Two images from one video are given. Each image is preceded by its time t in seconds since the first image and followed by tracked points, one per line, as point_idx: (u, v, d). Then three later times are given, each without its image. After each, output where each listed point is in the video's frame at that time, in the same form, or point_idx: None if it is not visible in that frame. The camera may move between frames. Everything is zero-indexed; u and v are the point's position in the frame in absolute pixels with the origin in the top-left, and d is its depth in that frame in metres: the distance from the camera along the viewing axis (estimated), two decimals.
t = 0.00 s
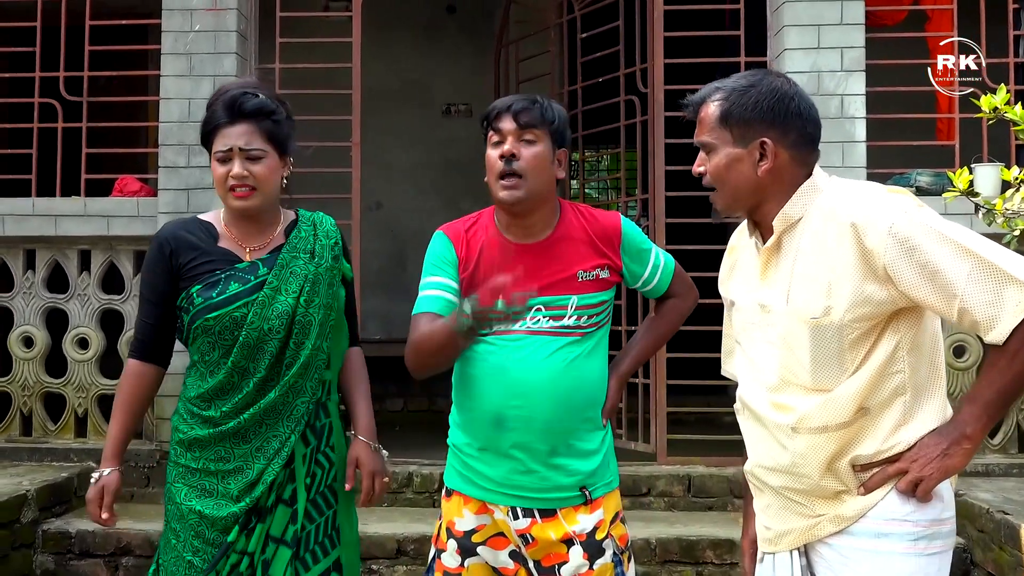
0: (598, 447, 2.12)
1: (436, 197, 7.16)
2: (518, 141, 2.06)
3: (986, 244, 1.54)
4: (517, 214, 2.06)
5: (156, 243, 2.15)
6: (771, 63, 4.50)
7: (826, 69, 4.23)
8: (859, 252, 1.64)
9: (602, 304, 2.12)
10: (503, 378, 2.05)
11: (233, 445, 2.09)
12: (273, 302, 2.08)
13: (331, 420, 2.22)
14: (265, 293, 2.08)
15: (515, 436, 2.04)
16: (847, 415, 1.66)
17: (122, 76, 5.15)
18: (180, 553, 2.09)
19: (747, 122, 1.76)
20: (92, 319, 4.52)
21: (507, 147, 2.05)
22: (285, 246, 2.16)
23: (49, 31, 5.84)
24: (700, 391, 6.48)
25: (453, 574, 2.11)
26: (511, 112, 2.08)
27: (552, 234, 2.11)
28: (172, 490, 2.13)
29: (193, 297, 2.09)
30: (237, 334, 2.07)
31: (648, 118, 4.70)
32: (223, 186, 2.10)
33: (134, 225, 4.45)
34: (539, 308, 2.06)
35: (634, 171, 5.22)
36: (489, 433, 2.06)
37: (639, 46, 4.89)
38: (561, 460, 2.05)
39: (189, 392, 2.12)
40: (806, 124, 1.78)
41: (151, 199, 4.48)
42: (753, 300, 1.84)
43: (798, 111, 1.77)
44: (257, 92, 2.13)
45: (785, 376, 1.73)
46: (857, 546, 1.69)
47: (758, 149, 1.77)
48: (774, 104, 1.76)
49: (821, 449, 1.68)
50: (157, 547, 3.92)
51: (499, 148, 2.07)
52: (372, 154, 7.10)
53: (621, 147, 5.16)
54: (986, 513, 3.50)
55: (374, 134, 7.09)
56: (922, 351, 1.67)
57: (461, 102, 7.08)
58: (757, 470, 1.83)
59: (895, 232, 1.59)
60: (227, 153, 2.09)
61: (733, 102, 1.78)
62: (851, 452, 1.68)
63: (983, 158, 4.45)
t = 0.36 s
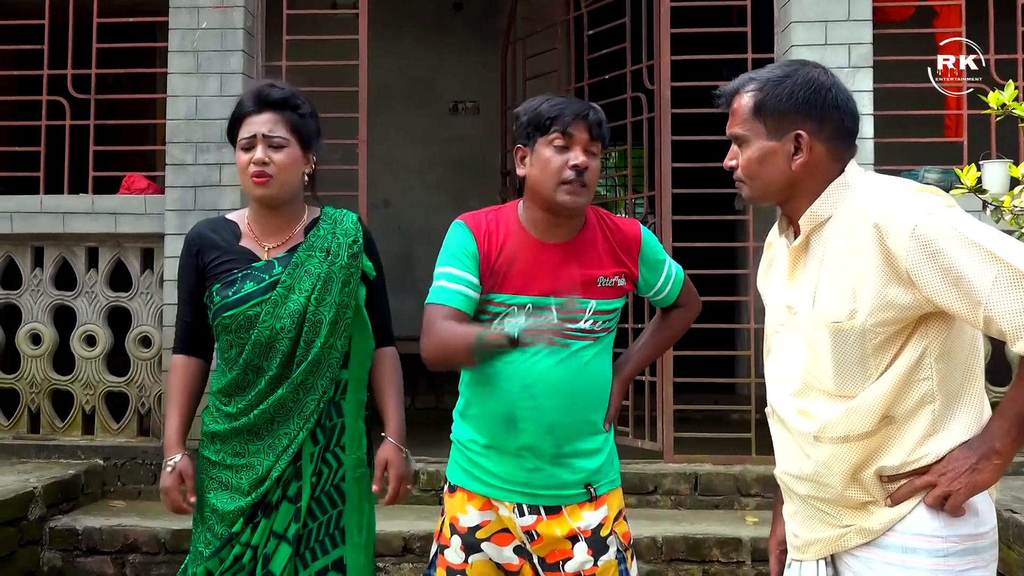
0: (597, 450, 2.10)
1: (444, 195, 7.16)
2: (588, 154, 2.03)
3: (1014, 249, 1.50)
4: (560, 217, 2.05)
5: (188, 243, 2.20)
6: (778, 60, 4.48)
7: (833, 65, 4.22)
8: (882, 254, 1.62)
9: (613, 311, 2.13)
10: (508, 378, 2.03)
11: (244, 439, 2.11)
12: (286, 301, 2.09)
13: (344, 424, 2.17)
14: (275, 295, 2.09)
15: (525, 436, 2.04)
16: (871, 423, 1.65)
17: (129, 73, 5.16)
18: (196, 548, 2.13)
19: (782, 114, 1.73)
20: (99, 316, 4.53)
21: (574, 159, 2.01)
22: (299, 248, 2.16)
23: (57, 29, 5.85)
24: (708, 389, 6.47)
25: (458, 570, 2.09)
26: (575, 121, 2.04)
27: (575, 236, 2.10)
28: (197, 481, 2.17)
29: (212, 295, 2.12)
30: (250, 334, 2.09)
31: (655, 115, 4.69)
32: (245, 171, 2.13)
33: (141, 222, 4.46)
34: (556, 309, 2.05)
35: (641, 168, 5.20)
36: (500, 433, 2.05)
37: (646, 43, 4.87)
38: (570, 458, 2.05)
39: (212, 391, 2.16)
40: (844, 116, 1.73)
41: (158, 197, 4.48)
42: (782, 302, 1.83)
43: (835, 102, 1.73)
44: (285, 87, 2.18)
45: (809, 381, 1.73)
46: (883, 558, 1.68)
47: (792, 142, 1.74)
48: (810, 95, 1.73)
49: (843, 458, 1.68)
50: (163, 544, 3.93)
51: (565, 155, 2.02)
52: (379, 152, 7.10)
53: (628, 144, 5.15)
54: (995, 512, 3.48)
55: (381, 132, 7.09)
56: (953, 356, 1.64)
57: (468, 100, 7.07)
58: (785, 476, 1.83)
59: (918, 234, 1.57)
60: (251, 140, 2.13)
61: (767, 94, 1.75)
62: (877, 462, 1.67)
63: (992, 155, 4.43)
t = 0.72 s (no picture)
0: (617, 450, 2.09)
1: (449, 196, 7.16)
2: (528, 197, 1.83)
3: None
4: (524, 258, 1.90)
5: (203, 244, 2.13)
6: (783, 63, 4.48)
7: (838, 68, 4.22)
8: (901, 260, 1.61)
9: (613, 327, 2.06)
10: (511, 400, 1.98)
11: (293, 436, 2.13)
12: (328, 300, 2.09)
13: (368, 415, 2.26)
14: (317, 295, 2.09)
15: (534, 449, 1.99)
16: (887, 431, 1.64)
17: (135, 73, 5.18)
18: (225, 549, 2.11)
19: (800, 115, 1.71)
20: (103, 314, 4.55)
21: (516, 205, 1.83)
22: (335, 246, 2.18)
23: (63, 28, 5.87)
24: (712, 392, 6.46)
25: (461, 566, 2.02)
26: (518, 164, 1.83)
27: (567, 262, 1.97)
28: (225, 482, 2.17)
29: (249, 297, 2.08)
30: (294, 332, 2.08)
31: (659, 117, 4.68)
32: (317, 170, 2.12)
33: (145, 221, 4.48)
34: (556, 340, 1.98)
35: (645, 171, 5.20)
36: (508, 452, 2.00)
37: (650, 46, 4.88)
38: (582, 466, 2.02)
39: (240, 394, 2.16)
40: (865, 117, 1.71)
41: (162, 196, 4.49)
42: (800, 305, 1.83)
43: (856, 103, 1.70)
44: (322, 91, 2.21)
45: (825, 386, 1.73)
46: (898, 568, 1.69)
47: (811, 143, 1.72)
48: (830, 95, 1.70)
49: (857, 465, 1.68)
50: (164, 542, 3.94)
51: (508, 201, 1.85)
52: (385, 153, 7.12)
53: (632, 147, 5.15)
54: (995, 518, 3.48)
55: (387, 133, 7.11)
56: (974, 365, 1.64)
57: (474, 101, 7.07)
58: (801, 481, 1.83)
59: (938, 241, 1.56)
60: (321, 139, 2.14)
61: (787, 93, 1.73)
62: (892, 469, 1.67)
63: (997, 160, 4.41)
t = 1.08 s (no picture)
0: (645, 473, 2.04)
1: (462, 196, 7.18)
2: (566, 268, 1.79)
3: None
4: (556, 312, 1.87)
5: (210, 234, 2.09)
6: (795, 66, 4.48)
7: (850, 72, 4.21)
8: (909, 264, 1.62)
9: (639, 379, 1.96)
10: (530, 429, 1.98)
11: (311, 428, 2.14)
12: (347, 293, 2.13)
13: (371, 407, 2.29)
14: (336, 287, 2.11)
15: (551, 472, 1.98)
16: (889, 435, 1.64)
17: (152, 70, 5.22)
18: (245, 548, 2.09)
19: (813, 116, 1.71)
20: (117, 309, 4.59)
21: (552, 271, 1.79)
22: (342, 241, 2.22)
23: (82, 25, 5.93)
24: (723, 395, 6.46)
25: (476, 554, 2.02)
26: (552, 232, 1.78)
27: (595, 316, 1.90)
28: (240, 483, 2.12)
29: (269, 289, 2.08)
30: (317, 323, 2.11)
31: (671, 119, 4.69)
32: (331, 169, 2.15)
33: (159, 217, 4.51)
34: (571, 384, 1.93)
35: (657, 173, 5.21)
36: (528, 474, 2.00)
37: (662, 48, 4.89)
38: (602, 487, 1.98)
39: (252, 392, 2.13)
40: (879, 119, 1.70)
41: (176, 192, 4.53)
42: (813, 306, 1.84)
43: (869, 105, 1.69)
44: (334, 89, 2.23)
45: (830, 387, 1.74)
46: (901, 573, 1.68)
47: (823, 144, 1.71)
48: (843, 96, 1.70)
49: (860, 468, 1.68)
50: (173, 535, 3.98)
51: (545, 266, 1.81)
52: (399, 152, 7.14)
53: (643, 148, 5.16)
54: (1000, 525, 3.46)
55: (401, 132, 7.14)
56: (982, 372, 1.63)
57: (488, 102, 7.09)
58: (808, 483, 1.83)
59: (943, 245, 1.56)
60: (336, 139, 2.16)
61: (800, 94, 1.73)
62: (894, 475, 1.67)
63: (1009, 166, 4.39)
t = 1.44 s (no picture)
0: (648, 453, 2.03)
1: (472, 189, 7.20)
2: (541, 208, 1.82)
3: None
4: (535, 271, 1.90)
5: (204, 225, 2.03)
6: (804, 62, 4.48)
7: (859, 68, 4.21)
8: (915, 256, 1.63)
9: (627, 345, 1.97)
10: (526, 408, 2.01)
11: (296, 419, 2.12)
12: (335, 290, 2.11)
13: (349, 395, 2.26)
14: (326, 284, 2.09)
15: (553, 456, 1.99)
16: (888, 425, 1.67)
17: (164, 61, 5.25)
18: (229, 537, 2.07)
19: (847, 99, 1.71)
20: (127, 297, 4.63)
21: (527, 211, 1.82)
22: (330, 234, 2.21)
23: (95, 15, 5.97)
24: (730, 390, 6.47)
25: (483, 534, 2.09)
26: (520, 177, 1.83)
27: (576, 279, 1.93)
28: (223, 473, 2.09)
29: (262, 286, 2.04)
30: (307, 321, 2.09)
31: (679, 114, 4.70)
32: (328, 163, 2.11)
33: (170, 207, 4.55)
34: (564, 357, 1.96)
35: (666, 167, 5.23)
36: (529, 456, 2.03)
37: (672, 43, 4.89)
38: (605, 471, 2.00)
39: (237, 387, 2.08)
40: (913, 110, 1.70)
41: (186, 182, 4.57)
42: (821, 292, 1.86)
43: (905, 94, 1.69)
44: (322, 76, 2.18)
45: (835, 373, 1.77)
46: (894, 565, 1.71)
47: (855, 129, 1.71)
48: (880, 83, 1.70)
49: (858, 457, 1.71)
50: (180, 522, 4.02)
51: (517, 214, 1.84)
52: (409, 145, 7.17)
53: (652, 142, 5.17)
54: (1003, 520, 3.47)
55: (411, 125, 7.16)
56: (985, 367, 1.63)
57: (498, 95, 7.09)
58: (811, 468, 1.86)
59: (950, 238, 1.57)
60: (331, 132, 2.12)
61: (838, 77, 1.73)
62: (893, 464, 1.69)
63: (1017, 163, 4.39)
